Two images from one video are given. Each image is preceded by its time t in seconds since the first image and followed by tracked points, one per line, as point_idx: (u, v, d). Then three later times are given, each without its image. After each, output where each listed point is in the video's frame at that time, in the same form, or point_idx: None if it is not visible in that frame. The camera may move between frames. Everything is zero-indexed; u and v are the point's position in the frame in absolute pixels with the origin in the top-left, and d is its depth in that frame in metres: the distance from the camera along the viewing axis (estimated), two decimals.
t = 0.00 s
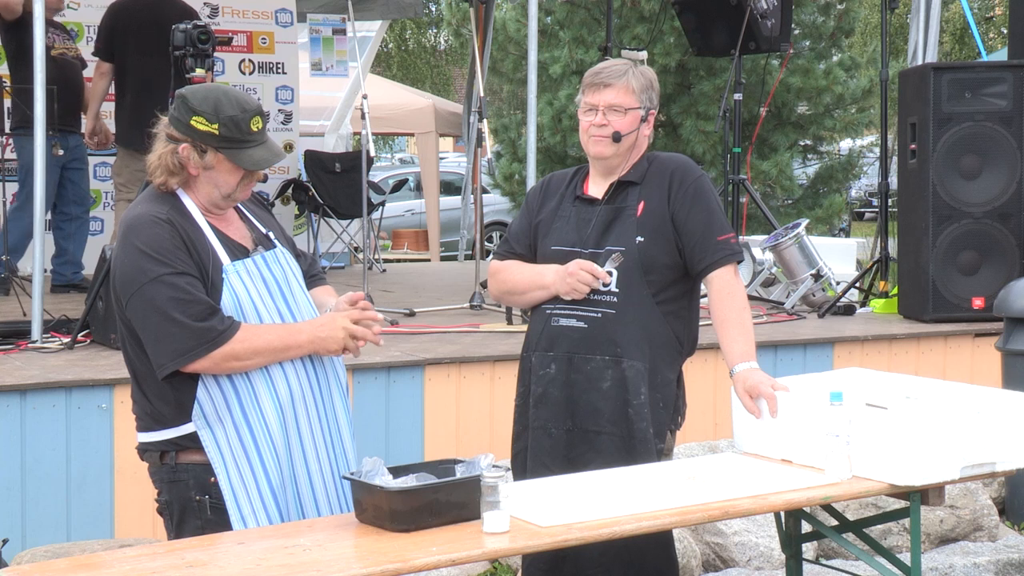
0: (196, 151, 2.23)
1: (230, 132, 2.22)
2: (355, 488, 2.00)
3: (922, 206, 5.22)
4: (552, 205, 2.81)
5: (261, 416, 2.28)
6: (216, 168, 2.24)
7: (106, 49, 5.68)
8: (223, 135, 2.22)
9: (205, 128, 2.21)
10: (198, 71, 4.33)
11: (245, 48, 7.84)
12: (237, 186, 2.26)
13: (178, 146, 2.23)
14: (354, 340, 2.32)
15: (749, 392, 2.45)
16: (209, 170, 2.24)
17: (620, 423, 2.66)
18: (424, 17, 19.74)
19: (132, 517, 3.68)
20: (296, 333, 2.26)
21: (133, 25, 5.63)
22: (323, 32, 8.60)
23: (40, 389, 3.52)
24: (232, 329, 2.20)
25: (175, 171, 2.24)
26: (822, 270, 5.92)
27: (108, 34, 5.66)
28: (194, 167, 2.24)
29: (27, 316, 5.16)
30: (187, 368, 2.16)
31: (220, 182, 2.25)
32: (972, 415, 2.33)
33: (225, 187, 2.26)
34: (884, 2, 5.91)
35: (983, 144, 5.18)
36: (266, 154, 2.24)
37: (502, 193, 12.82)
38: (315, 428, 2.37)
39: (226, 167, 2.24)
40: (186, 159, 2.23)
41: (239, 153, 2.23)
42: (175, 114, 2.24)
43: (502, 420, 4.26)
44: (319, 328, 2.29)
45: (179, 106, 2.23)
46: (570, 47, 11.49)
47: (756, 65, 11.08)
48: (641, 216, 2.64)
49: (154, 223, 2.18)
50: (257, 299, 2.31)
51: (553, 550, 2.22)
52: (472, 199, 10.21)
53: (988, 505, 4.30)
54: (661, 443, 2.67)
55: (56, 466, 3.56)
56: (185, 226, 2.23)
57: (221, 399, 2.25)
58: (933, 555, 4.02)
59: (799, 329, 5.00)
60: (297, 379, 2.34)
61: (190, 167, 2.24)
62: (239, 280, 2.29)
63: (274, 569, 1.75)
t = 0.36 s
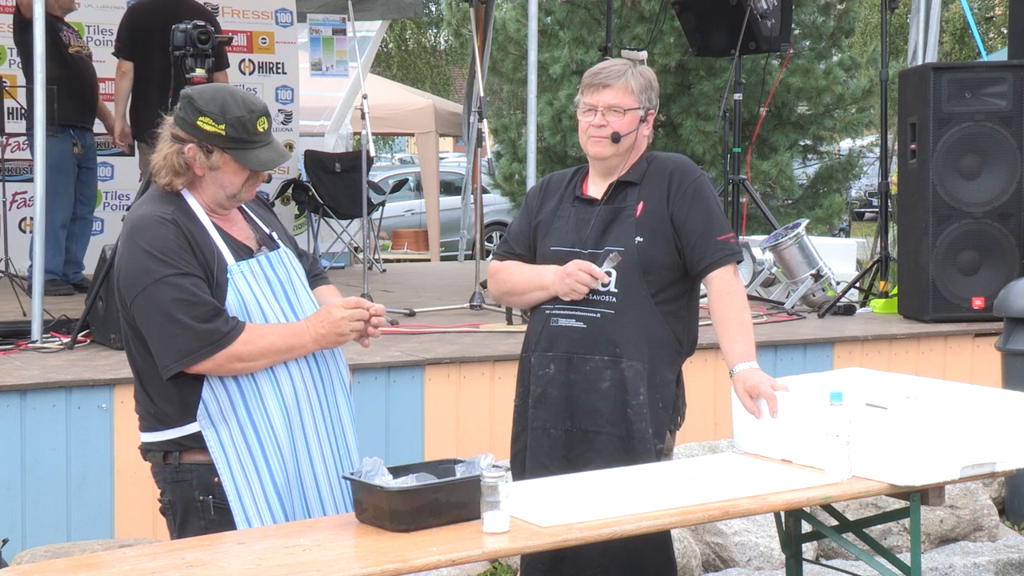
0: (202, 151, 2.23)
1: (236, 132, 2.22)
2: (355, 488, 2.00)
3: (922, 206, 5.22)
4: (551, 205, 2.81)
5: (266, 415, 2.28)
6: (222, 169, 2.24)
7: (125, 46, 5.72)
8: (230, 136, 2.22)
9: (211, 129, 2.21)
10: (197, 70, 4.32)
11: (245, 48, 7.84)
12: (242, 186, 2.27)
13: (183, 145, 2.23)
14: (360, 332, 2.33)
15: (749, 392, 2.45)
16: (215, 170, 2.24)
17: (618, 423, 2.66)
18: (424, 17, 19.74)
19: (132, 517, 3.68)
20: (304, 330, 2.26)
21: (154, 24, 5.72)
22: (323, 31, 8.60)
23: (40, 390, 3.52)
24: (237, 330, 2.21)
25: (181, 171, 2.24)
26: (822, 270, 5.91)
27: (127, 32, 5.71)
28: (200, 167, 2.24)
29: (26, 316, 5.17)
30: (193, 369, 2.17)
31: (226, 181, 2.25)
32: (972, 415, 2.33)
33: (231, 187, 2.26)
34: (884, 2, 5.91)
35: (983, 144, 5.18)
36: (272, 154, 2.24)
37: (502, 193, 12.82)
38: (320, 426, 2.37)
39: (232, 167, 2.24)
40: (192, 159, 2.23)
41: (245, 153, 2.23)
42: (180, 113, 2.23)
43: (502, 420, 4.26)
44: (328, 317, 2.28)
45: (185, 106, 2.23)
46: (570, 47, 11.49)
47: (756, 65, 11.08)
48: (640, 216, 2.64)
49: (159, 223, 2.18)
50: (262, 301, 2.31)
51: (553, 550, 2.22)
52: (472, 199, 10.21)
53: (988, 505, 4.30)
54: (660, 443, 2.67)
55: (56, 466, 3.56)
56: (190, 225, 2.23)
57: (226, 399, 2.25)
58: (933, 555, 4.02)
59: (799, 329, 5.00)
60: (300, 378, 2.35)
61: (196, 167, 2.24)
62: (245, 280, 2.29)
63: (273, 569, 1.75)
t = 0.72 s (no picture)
0: (205, 152, 2.22)
1: (240, 134, 2.22)
2: (355, 488, 2.00)
3: (922, 206, 5.22)
4: (551, 205, 2.81)
5: (271, 415, 2.28)
6: (225, 170, 2.24)
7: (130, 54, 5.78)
8: (234, 138, 2.21)
9: (215, 130, 2.20)
10: (197, 70, 4.33)
11: (245, 48, 7.84)
12: (245, 187, 2.27)
13: (186, 146, 2.22)
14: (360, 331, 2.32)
15: (749, 392, 2.45)
16: (218, 171, 2.24)
17: (618, 423, 2.66)
18: (424, 17, 19.74)
19: (131, 517, 3.68)
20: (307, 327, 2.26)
21: (158, 28, 5.73)
22: (323, 31, 8.60)
23: (41, 390, 3.52)
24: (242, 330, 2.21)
25: (184, 172, 2.23)
26: (822, 270, 5.91)
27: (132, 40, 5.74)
28: (203, 168, 2.23)
29: (26, 316, 5.16)
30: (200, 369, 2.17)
31: (230, 182, 2.25)
32: (972, 415, 2.33)
33: (234, 188, 2.26)
34: (884, 2, 5.90)
35: (983, 144, 5.18)
36: (277, 155, 2.24)
37: (502, 193, 12.82)
38: (325, 426, 2.37)
39: (236, 169, 2.24)
40: (196, 160, 2.22)
41: (248, 155, 2.23)
42: (184, 114, 2.23)
43: (502, 420, 4.26)
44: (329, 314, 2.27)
45: (189, 107, 2.22)
46: (570, 47, 11.49)
47: (756, 65, 11.08)
48: (639, 217, 2.64)
49: (164, 224, 2.18)
50: (266, 300, 2.32)
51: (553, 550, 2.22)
52: (472, 199, 10.21)
53: (988, 505, 4.30)
54: (660, 443, 2.67)
55: (56, 466, 3.56)
56: (194, 225, 2.23)
57: (232, 399, 2.25)
58: (933, 555, 4.02)
59: (799, 329, 5.00)
60: (305, 378, 2.35)
61: (199, 168, 2.23)
62: (249, 280, 2.29)
63: (273, 569, 1.75)
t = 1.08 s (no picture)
0: (204, 151, 2.22)
1: (238, 129, 2.22)
2: (355, 488, 2.00)
3: (922, 206, 5.22)
4: (551, 206, 2.81)
5: (271, 416, 2.28)
6: (225, 168, 2.24)
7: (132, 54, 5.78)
8: (233, 135, 2.22)
9: (214, 128, 2.20)
10: (197, 70, 4.33)
11: (245, 48, 7.84)
12: (244, 184, 2.28)
13: (183, 148, 2.21)
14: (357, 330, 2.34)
15: (749, 392, 2.45)
16: (217, 170, 2.24)
17: (618, 423, 2.66)
18: (424, 17, 19.75)
19: (132, 517, 3.68)
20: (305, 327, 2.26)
21: (162, 27, 5.72)
22: (323, 31, 8.60)
23: (41, 389, 3.52)
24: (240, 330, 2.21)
25: (184, 174, 2.22)
26: (822, 270, 5.91)
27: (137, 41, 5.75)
28: (202, 169, 2.23)
29: (26, 316, 5.16)
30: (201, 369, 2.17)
31: (229, 179, 2.25)
32: (972, 415, 2.33)
33: (233, 184, 2.26)
34: (884, 2, 5.90)
35: (983, 144, 5.18)
36: (274, 146, 2.26)
37: (502, 193, 12.82)
38: (324, 426, 2.37)
39: (235, 165, 2.24)
40: (195, 161, 2.22)
41: (248, 149, 2.24)
42: (178, 116, 2.22)
43: (502, 420, 4.26)
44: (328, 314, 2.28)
45: (183, 109, 2.21)
46: (570, 47, 11.48)
47: (756, 65, 11.08)
48: (639, 217, 2.64)
49: (160, 226, 2.18)
50: (263, 300, 2.31)
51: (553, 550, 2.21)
52: (472, 200, 10.21)
53: (988, 505, 4.30)
54: (659, 443, 2.67)
55: (56, 466, 3.56)
56: (190, 226, 2.23)
57: (232, 400, 2.25)
58: (933, 555, 4.02)
59: (799, 328, 5.00)
60: (304, 378, 2.35)
61: (199, 168, 2.23)
62: (245, 279, 2.29)
63: (273, 569, 1.75)
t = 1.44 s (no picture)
0: (214, 144, 2.16)
1: (239, 110, 2.18)
2: (355, 488, 2.00)
3: (922, 206, 5.22)
4: (551, 206, 2.81)
5: (268, 418, 2.26)
6: (235, 154, 2.19)
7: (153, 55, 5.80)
8: (237, 117, 2.18)
9: (220, 117, 2.15)
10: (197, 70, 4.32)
11: (245, 48, 7.84)
12: (251, 163, 2.24)
13: (192, 147, 2.14)
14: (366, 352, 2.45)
15: (749, 392, 2.45)
16: (230, 158, 2.18)
17: (618, 423, 2.66)
18: (424, 17, 19.75)
19: (132, 517, 3.68)
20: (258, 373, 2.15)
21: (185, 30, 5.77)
22: (323, 31, 8.60)
23: (41, 389, 3.52)
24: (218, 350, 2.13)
25: (199, 173, 2.15)
26: (822, 270, 5.91)
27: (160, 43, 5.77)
28: (216, 162, 2.16)
29: (26, 316, 5.16)
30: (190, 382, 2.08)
31: (241, 163, 2.21)
32: (972, 415, 2.33)
33: (244, 167, 2.22)
34: (884, 2, 5.90)
35: (983, 144, 5.18)
36: (269, 117, 2.24)
37: (502, 193, 12.83)
38: (321, 430, 2.35)
39: (243, 146, 2.20)
40: (208, 157, 2.15)
41: (253, 128, 2.20)
42: (177, 118, 2.14)
43: (501, 420, 4.26)
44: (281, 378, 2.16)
45: (180, 109, 2.13)
46: (570, 47, 11.48)
47: (756, 65, 11.08)
48: (639, 217, 2.64)
49: (153, 228, 2.10)
50: (259, 303, 2.24)
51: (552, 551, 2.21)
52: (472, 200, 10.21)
53: (988, 505, 4.30)
54: (660, 443, 2.67)
55: (56, 466, 3.56)
56: (184, 231, 2.14)
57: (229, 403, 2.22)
58: (933, 555, 4.02)
59: (799, 328, 5.00)
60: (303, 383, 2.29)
61: (212, 163, 2.16)
62: (240, 283, 2.20)
63: (273, 570, 1.75)
